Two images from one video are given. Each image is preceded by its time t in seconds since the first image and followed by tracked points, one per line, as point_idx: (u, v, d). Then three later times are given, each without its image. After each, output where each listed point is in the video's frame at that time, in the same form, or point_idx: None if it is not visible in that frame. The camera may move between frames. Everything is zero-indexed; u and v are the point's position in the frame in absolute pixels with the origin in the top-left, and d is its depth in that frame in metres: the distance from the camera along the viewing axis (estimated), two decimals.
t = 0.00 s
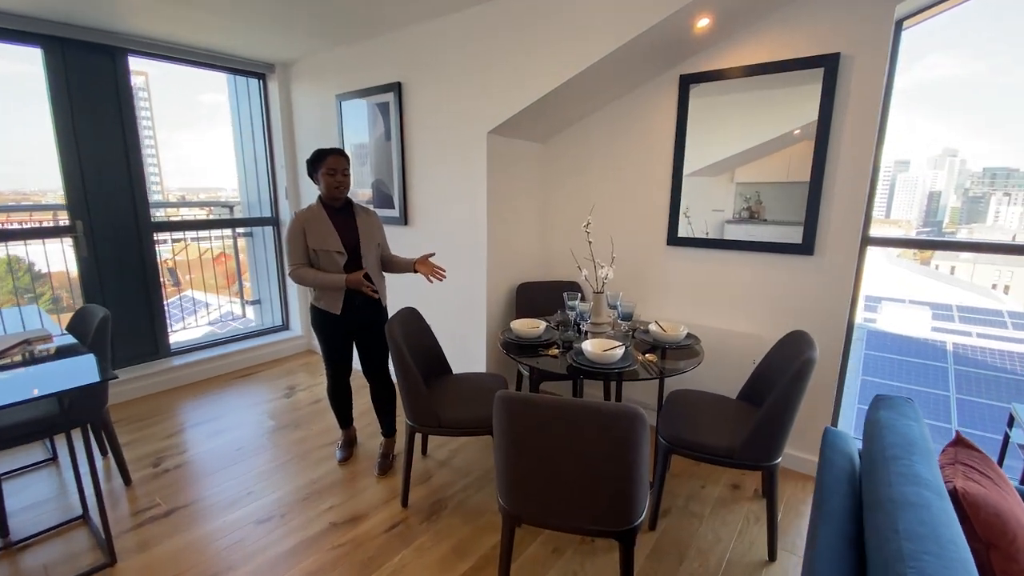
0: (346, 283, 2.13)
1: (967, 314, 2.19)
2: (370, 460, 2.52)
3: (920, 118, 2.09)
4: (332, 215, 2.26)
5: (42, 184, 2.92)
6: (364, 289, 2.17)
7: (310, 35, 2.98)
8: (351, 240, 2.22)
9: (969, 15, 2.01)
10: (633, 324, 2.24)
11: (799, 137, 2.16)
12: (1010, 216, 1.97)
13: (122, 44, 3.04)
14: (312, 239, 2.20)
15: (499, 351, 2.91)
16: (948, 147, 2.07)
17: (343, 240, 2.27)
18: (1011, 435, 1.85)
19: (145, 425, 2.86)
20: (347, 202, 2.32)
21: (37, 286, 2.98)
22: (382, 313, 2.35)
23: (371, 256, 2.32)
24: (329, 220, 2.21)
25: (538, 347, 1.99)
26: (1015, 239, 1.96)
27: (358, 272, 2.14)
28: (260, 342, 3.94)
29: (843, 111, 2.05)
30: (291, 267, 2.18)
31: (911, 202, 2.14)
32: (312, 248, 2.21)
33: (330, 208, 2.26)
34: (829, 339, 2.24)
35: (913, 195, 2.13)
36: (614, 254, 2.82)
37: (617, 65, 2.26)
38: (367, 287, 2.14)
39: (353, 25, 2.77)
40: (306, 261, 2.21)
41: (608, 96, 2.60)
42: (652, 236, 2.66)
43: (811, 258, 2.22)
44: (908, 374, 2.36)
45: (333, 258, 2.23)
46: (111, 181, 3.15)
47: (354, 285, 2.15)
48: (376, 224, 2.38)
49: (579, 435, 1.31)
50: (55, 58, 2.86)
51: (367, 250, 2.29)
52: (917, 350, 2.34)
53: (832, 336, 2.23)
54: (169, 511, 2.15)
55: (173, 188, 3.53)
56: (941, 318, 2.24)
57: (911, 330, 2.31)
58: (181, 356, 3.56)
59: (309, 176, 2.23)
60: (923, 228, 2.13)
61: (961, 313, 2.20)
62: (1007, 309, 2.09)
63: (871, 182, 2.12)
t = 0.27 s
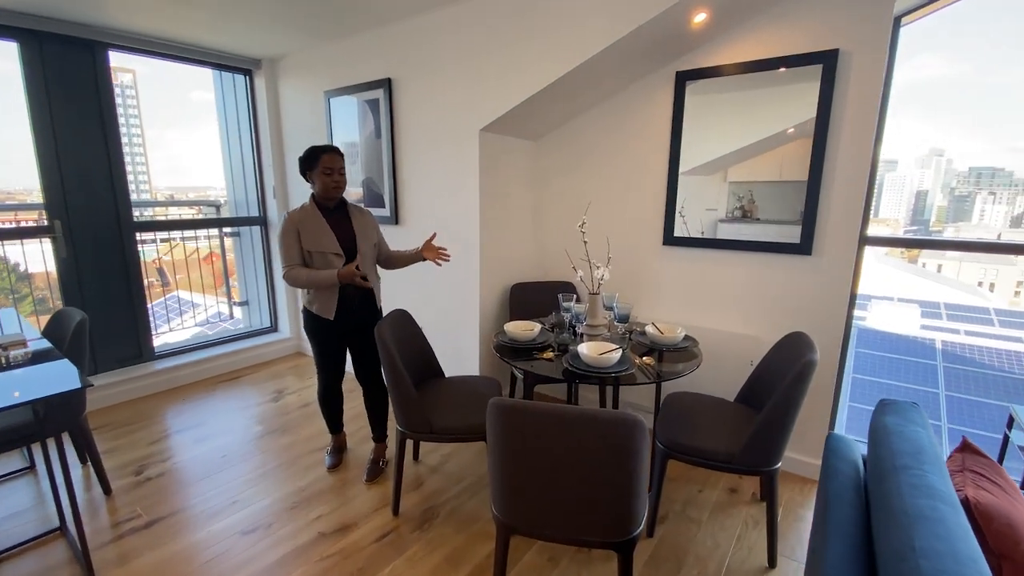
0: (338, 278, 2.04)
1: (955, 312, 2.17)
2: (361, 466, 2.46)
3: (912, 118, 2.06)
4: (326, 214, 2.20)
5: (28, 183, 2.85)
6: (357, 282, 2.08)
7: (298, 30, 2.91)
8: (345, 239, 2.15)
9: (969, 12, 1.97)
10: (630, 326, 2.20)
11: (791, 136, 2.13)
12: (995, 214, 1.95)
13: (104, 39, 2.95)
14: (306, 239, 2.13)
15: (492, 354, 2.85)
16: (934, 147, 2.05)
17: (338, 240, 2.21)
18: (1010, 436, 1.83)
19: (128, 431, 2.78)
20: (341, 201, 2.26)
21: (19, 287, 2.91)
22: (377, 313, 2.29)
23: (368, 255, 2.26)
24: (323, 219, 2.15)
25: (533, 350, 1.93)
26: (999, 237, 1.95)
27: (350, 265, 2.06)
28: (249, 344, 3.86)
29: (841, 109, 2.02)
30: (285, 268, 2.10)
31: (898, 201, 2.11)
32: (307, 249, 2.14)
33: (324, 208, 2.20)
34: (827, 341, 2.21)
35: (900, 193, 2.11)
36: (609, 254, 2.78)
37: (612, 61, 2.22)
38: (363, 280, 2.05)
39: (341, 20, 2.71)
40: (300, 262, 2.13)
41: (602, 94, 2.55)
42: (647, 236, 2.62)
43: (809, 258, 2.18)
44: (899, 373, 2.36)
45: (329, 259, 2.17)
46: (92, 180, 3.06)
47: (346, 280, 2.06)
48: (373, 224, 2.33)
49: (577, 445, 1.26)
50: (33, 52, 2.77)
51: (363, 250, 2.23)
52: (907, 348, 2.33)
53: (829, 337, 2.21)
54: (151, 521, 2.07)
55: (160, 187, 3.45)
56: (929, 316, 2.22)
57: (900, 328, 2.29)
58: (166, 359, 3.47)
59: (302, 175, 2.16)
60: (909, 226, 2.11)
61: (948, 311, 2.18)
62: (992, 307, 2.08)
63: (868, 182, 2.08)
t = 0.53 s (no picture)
0: (340, 269, 1.98)
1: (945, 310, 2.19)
2: (354, 469, 2.42)
3: (906, 116, 2.05)
4: (329, 212, 2.16)
5: (15, 182, 2.80)
6: (360, 273, 2.01)
7: (288, 25, 2.86)
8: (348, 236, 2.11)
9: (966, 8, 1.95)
10: (627, 326, 2.18)
11: (786, 135, 2.12)
12: (984, 214, 1.94)
13: (90, 34, 2.89)
14: (310, 237, 2.08)
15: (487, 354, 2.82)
16: (924, 147, 2.03)
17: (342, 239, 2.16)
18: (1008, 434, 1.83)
19: (115, 435, 2.72)
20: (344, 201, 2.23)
21: (11, 287, 2.85)
22: (381, 314, 2.23)
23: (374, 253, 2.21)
24: (326, 217, 2.11)
25: (528, 351, 1.90)
26: (987, 236, 1.94)
27: (352, 255, 2.00)
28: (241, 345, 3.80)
29: (840, 105, 2.00)
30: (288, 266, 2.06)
31: (888, 200, 2.10)
32: (311, 246, 2.09)
33: (327, 206, 2.16)
34: (825, 340, 2.20)
35: (890, 191, 2.09)
36: (605, 253, 2.75)
37: (609, 58, 2.19)
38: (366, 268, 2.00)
39: (333, 15, 2.66)
40: (305, 259, 2.08)
41: (598, 91, 2.53)
42: (644, 235, 2.59)
43: (807, 256, 2.17)
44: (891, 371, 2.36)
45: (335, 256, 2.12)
46: (78, 178, 2.99)
47: (349, 271, 1.99)
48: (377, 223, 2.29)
49: (574, 449, 1.23)
50: (16, 48, 2.70)
51: (367, 248, 2.19)
52: (899, 346, 2.34)
53: (827, 336, 2.19)
54: (139, 527, 2.02)
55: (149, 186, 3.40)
56: (919, 314, 2.24)
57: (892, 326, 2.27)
58: (155, 361, 3.41)
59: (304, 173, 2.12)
60: (901, 225, 2.09)
61: (939, 309, 2.20)
62: (981, 305, 2.08)
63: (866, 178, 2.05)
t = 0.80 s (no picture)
0: (336, 276, 1.95)
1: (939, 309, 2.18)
2: (348, 471, 2.39)
3: (902, 115, 2.03)
4: (332, 211, 2.13)
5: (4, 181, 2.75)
6: (356, 282, 1.98)
7: (280, 22, 2.82)
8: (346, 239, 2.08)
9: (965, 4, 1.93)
10: (624, 325, 2.16)
11: (782, 134, 2.11)
12: (976, 213, 1.93)
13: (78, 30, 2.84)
14: (310, 237, 2.06)
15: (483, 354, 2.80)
16: (917, 147, 2.02)
17: (343, 240, 2.13)
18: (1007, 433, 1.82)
19: (105, 437, 2.68)
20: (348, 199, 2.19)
21: (4, 287, 2.83)
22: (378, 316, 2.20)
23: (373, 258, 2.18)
24: (328, 217, 2.08)
25: (523, 351, 1.88)
26: (980, 235, 1.92)
27: (350, 263, 1.96)
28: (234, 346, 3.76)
29: (837, 103, 1.98)
30: (287, 265, 2.05)
31: (882, 199, 2.09)
32: (310, 247, 2.07)
33: (330, 204, 2.13)
34: (823, 339, 2.19)
35: (883, 190, 2.08)
36: (601, 251, 2.73)
37: (604, 55, 2.17)
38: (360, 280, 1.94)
39: (326, 11, 2.62)
40: (304, 259, 2.07)
41: (595, 88, 2.50)
42: (641, 234, 2.58)
43: (804, 255, 2.16)
44: (889, 372, 2.34)
45: (334, 259, 2.09)
46: (66, 177, 2.94)
47: (345, 279, 1.96)
48: (381, 223, 2.25)
49: (571, 450, 1.20)
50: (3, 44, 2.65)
51: (368, 251, 2.15)
52: (897, 346, 2.32)
53: (825, 335, 2.18)
54: (128, 532, 1.98)
55: (140, 185, 3.36)
56: (914, 314, 2.23)
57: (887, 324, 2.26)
58: (146, 362, 3.36)
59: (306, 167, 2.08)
60: (895, 224, 2.08)
61: (933, 308, 2.19)
62: (975, 304, 2.07)
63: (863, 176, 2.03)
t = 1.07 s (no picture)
0: (313, 274, 1.93)
1: (934, 308, 2.18)
2: (344, 472, 2.37)
3: (897, 114, 2.03)
4: (327, 210, 2.12)
5: None
6: (334, 282, 1.94)
7: (274, 20, 2.80)
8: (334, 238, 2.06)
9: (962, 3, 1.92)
10: (621, 325, 2.15)
11: (779, 133, 2.11)
12: (971, 213, 1.93)
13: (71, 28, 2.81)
14: (300, 235, 2.07)
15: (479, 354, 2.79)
16: (913, 147, 2.02)
17: (335, 239, 2.12)
18: (1002, 433, 1.82)
19: (98, 438, 2.66)
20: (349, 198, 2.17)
21: None
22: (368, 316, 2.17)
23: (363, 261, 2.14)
24: (320, 216, 2.08)
25: (519, 351, 1.87)
26: (975, 235, 1.92)
27: (329, 262, 1.93)
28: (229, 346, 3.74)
29: (834, 102, 1.98)
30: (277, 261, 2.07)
31: (878, 198, 2.08)
32: (300, 245, 2.08)
33: (326, 203, 2.12)
34: (819, 338, 2.18)
35: (878, 189, 2.07)
36: (598, 251, 2.72)
37: (600, 53, 2.16)
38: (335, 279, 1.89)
39: (321, 9, 2.60)
40: (292, 256, 2.08)
41: (591, 87, 2.49)
42: (637, 233, 2.57)
43: (801, 254, 2.15)
44: (885, 371, 2.34)
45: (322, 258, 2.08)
46: (58, 176, 2.91)
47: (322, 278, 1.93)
48: (378, 224, 2.20)
49: (567, 451, 1.19)
50: None
51: (359, 252, 2.12)
52: (893, 345, 2.32)
53: (821, 335, 2.18)
54: (121, 534, 1.96)
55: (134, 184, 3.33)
56: (909, 312, 2.24)
57: (881, 323, 2.25)
58: (140, 363, 3.34)
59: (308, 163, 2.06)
60: (890, 224, 2.08)
61: (928, 307, 2.19)
62: (971, 304, 2.07)
63: (860, 175, 2.03)
